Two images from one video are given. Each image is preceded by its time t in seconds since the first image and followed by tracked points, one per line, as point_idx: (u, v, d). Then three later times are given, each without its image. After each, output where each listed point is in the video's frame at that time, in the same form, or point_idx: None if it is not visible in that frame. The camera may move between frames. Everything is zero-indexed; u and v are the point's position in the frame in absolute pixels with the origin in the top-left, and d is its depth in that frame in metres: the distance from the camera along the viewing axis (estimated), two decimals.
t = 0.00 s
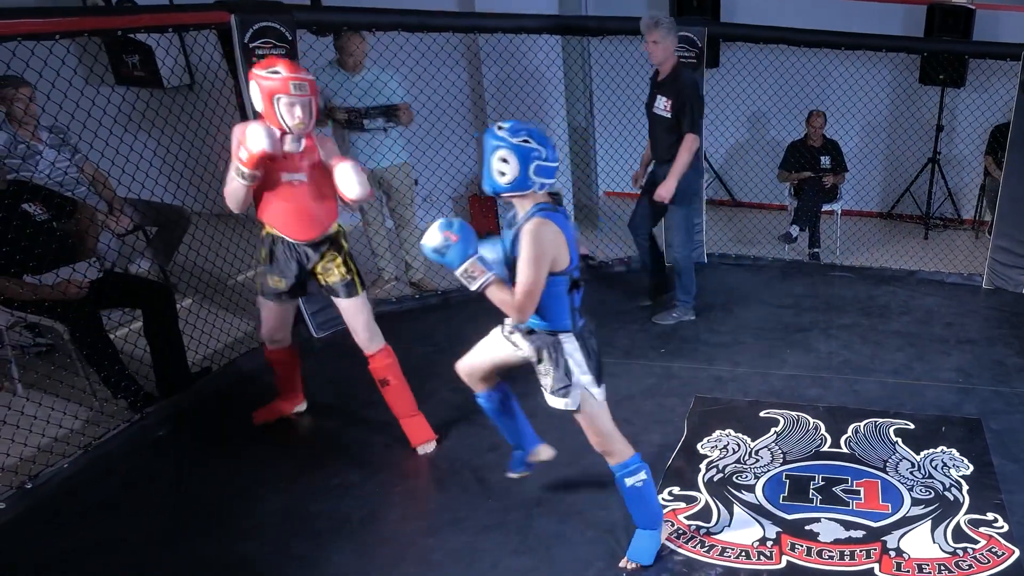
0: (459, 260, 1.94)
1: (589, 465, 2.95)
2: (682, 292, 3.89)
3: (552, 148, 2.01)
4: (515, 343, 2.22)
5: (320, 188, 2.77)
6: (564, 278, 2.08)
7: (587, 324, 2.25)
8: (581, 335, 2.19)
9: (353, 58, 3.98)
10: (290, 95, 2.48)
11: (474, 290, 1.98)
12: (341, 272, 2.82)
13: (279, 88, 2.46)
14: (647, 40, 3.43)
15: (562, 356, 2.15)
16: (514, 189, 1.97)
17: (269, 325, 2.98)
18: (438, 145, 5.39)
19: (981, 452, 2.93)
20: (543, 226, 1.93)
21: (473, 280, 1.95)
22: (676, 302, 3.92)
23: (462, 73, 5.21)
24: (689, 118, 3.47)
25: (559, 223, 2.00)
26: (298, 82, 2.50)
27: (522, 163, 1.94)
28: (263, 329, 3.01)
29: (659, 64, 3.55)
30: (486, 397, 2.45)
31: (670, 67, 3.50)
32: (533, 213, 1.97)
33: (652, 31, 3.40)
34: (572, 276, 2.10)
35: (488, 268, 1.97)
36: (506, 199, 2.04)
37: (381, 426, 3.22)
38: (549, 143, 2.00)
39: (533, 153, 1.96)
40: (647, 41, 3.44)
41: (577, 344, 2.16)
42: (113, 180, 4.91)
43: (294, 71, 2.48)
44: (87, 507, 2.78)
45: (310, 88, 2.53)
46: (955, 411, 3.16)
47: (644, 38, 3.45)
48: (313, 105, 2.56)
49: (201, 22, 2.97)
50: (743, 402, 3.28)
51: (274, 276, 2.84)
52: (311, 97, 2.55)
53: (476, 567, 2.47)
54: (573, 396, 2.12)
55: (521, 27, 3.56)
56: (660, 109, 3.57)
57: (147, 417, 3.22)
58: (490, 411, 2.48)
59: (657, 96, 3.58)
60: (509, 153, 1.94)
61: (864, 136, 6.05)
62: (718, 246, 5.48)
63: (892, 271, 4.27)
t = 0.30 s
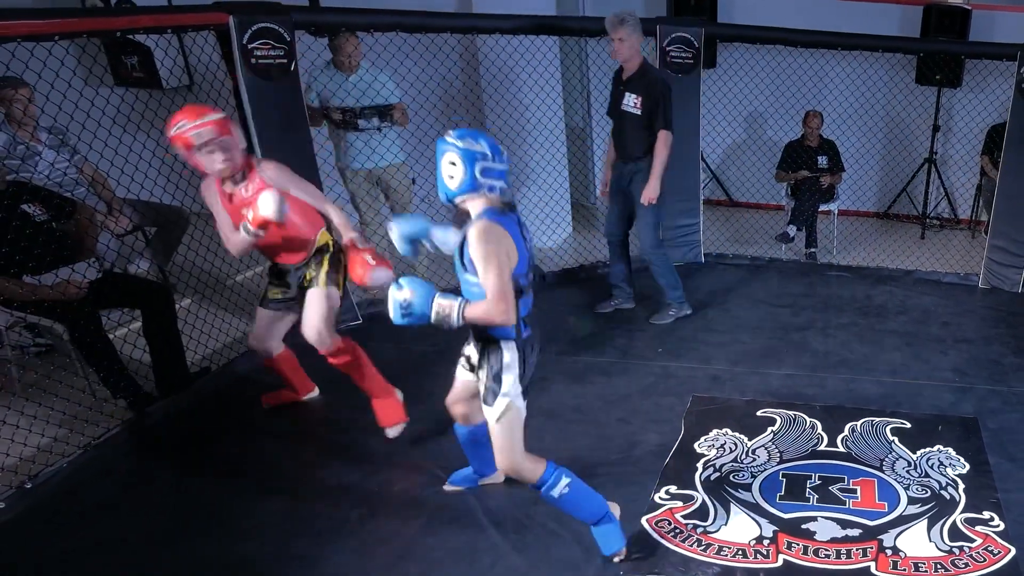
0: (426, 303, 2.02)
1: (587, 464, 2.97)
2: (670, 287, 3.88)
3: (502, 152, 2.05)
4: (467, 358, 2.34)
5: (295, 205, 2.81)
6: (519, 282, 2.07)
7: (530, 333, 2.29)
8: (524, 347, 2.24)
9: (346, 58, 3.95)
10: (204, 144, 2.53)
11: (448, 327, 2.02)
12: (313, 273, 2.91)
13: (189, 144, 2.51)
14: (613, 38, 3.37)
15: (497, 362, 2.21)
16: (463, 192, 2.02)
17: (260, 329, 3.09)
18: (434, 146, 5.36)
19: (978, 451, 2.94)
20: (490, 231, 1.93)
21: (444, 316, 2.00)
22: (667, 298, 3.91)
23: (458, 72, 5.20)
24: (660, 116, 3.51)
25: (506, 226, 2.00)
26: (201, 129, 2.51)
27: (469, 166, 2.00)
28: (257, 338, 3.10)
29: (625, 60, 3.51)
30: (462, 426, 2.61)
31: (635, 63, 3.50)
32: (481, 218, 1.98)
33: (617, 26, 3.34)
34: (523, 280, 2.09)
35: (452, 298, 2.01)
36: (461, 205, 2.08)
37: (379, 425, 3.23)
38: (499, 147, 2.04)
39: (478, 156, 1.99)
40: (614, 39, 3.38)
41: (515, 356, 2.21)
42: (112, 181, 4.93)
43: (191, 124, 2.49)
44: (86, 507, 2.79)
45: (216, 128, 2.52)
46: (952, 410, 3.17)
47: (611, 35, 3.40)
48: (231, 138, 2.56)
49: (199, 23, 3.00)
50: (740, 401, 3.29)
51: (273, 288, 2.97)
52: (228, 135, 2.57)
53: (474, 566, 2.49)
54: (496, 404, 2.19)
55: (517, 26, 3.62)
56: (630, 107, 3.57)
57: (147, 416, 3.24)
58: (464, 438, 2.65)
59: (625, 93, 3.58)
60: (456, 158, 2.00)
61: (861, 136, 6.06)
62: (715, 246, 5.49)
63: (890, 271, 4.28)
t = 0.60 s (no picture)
0: (410, 295, 1.96)
1: (582, 462, 2.99)
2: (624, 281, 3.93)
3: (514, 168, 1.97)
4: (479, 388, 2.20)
5: (298, 212, 2.68)
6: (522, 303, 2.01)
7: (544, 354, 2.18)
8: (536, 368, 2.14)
9: (348, 60, 4.01)
10: (219, 138, 2.37)
11: (428, 326, 1.98)
12: (305, 294, 2.74)
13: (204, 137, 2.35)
14: (586, 36, 3.43)
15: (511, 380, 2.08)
16: (472, 211, 1.94)
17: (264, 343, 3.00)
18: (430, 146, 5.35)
19: (970, 448, 2.97)
20: (495, 248, 1.88)
21: (426, 315, 1.97)
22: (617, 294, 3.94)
23: (453, 75, 5.10)
24: (640, 112, 3.63)
25: (514, 244, 1.94)
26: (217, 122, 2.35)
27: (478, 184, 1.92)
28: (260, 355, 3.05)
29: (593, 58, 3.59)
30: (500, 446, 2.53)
31: (606, 62, 3.58)
32: (490, 236, 1.93)
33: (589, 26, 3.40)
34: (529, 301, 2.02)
35: (440, 300, 1.99)
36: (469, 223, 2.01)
37: (376, 425, 3.26)
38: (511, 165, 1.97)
39: (489, 172, 1.92)
40: (587, 37, 3.44)
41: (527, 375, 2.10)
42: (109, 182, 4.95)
43: (212, 117, 2.33)
44: (86, 506, 2.81)
45: (234, 123, 2.37)
46: (944, 408, 3.19)
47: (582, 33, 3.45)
48: (248, 135, 2.42)
49: (196, 26, 3.04)
50: (734, 399, 3.31)
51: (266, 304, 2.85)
52: (246, 131, 2.41)
53: (470, 564, 2.51)
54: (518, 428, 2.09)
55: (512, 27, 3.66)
56: (609, 104, 3.63)
57: (146, 416, 3.28)
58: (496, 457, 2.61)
59: (601, 92, 3.63)
60: (464, 173, 1.92)
61: (853, 136, 6.08)
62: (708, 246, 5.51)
63: (882, 270, 4.31)
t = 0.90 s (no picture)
0: (388, 268, 2.02)
1: (575, 460, 3.02)
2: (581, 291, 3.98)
3: (486, 161, 1.98)
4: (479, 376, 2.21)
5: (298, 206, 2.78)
6: (486, 292, 2.00)
7: (530, 348, 2.09)
8: (526, 359, 2.08)
9: (353, 62, 4.11)
10: (242, 112, 2.55)
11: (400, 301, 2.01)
12: (298, 283, 2.81)
13: (228, 107, 2.54)
14: (561, 40, 3.40)
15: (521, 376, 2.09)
16: (444, 203, 1.98)
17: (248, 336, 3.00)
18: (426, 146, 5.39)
19: (958, 445, 3.00)
20: (445, 230, 1.91)
21: (396, 289, 2.00)
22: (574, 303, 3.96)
23: (447, 77, 5.05)
24: (619, 112, 3.63)
25: (469, 229, 1.96)
26: (242, 99, 2.55)
27: (448, 176, 1.95)
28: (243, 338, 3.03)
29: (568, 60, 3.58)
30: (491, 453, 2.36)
31: (583, 66, 3.58)
32: (452, 225, 1.96)
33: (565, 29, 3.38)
34: (497, 291, 2.01)
35: (411, 279, 2.01)
36: (445, 215, 2.04)
37: (372, 423, 3.29)
38: (483, 156, 1.98)
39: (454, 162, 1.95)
40: (561, 41, 3.41)
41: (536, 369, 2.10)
42: (107, 184, 4.99)
43: (239, 90, 2.54)
44: (84, 506, 2.83)
45: (259, 102, 2.57)
46: (932, 405, 3.23)
47: (557, 36, 3.42)
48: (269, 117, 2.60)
49: (192, 29, 3.09)
50: (725, 397, 3.35)
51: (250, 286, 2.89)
52: (268, 113, 2.61)
53: (464, 561, 2.54)
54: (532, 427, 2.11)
55: (505, 31, 3.75)
56: (588, 107, 3.63)
57: (143, 416, 3.31)
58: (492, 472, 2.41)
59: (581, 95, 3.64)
60: (433, 165, 1.96)
61: (843, 136, 6.12)
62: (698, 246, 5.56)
63: (872, 269, 4.34)
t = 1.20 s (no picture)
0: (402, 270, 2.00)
1: (567, 457, 3.07)
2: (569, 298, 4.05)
3: (462, 155, 2.01)
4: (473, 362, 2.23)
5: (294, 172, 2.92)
6: (476, 294, 2.02)
7: (518, 348, 2.12)
8: (510, 358, 2.11)
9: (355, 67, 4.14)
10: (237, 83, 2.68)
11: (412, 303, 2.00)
12: (307, 249, 2.93)
13: (226, 79, 2.68)
14: (545, 43, 3.38)
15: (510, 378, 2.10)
16: (424, 201, 2.01)
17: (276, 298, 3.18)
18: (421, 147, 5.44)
19: (945, 441, 3.04)
20: (435, 236, 1.91)
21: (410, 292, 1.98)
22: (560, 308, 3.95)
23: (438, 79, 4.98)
24: (599, 120, 3.63)
25: (457, 232, 1.97)
26: (240, 71, 2.69)
27: (425, 173, 1.98)
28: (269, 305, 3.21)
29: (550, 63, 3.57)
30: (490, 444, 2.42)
31: (565, 71, 3.58)
32: (438, 229, 1.97)
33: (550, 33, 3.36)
34: (486, 292, 2.03)
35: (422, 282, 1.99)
36: (430, 216, 2.06)
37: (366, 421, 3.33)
38: (457, 150, 2.02)
39: (432, 159, 1.97)
40: (545, 44, 3.39)
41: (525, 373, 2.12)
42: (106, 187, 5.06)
43: (237, 62, 2.68)
44: (83, 506, 2.87)
45: (255, 75, 2.71)
46: (919, 402, 3.27)
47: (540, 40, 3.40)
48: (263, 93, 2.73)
49: (187, 34, 3.13)
50: (714, 395, 3.39)
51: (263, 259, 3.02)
52: (264, 86, 2.76)
53: (459, 557, 2.58)
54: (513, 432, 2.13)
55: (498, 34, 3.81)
56: (569, 113, 3.63)
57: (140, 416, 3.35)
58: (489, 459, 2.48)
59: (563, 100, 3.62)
60: (410, 163, 1.99)
61: (830, 137, 6.17)
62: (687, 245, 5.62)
63: (859, 267, 4.39)
